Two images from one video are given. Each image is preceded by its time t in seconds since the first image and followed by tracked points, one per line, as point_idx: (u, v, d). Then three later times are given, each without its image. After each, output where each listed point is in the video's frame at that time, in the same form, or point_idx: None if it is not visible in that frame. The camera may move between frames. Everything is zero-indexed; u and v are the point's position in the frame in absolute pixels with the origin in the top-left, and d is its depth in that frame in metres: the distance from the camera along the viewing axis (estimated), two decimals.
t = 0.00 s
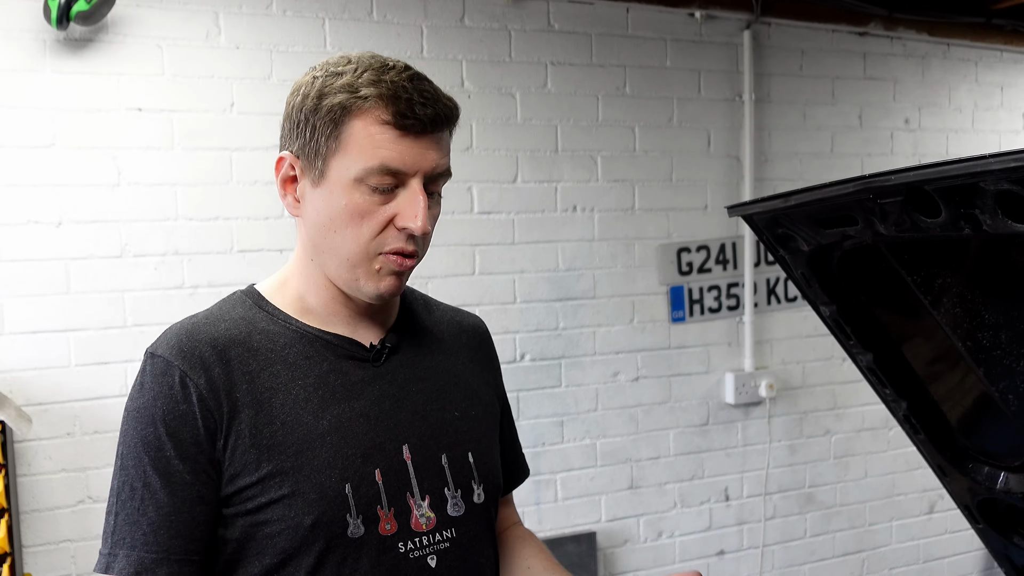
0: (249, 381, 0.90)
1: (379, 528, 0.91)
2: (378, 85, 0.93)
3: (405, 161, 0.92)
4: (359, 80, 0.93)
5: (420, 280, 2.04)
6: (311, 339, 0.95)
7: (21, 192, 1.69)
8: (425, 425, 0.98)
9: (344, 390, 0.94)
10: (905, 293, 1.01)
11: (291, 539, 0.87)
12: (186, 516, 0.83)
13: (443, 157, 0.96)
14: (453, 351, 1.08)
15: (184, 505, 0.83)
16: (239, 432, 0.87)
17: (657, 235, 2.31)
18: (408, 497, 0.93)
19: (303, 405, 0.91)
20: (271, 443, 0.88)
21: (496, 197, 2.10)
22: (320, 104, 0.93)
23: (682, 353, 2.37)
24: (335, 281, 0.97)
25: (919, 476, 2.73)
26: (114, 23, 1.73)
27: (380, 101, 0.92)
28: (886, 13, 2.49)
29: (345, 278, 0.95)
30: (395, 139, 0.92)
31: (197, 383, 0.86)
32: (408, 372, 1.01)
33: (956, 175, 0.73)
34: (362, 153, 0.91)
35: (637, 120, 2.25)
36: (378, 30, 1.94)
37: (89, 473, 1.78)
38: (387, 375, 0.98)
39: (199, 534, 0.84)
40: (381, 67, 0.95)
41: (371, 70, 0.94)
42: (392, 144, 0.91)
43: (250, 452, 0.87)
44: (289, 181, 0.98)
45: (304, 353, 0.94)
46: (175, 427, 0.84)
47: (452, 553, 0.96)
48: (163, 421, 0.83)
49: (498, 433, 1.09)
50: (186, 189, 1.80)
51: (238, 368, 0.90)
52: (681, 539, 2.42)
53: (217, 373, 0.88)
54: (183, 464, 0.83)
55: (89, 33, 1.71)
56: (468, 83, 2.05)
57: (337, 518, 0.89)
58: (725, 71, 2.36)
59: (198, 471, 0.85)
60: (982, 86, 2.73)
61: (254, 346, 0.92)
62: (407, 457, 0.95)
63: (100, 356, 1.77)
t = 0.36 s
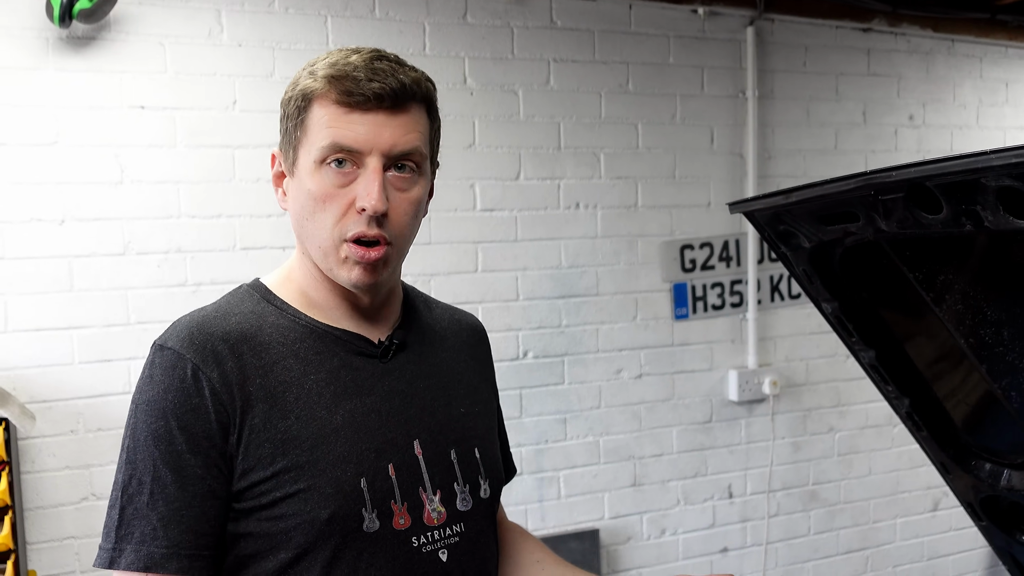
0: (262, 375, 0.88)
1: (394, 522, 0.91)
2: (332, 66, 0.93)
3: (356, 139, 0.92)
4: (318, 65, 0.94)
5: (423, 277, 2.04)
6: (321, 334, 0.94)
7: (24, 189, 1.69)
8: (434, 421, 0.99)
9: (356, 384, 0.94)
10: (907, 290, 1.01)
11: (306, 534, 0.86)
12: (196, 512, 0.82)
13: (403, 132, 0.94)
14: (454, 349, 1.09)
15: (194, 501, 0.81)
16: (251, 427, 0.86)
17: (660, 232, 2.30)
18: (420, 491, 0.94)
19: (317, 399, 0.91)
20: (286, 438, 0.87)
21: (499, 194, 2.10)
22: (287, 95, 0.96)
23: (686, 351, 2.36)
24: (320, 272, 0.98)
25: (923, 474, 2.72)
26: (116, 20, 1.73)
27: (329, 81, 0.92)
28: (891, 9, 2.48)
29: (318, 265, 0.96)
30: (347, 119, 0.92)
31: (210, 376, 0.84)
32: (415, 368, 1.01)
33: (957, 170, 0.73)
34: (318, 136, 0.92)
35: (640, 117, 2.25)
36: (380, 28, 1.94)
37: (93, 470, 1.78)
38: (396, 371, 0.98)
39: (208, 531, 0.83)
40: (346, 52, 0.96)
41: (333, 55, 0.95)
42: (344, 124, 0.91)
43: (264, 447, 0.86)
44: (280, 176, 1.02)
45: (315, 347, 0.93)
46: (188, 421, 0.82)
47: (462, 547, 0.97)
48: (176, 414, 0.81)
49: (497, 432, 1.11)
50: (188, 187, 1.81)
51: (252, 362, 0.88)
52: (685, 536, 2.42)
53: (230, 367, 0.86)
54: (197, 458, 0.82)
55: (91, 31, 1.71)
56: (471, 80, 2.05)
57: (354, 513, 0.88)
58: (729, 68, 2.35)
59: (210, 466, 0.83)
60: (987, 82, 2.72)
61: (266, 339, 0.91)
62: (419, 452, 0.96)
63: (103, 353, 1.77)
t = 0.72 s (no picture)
0: (240, 386, 0.89)
1: (379, 530, 0.91)
2: (383, 92, 0.91)
3: (412, 175, 0.91)
4: (367, 86, 0.91)
5: (426, 275, 2.05)
6: (301, 340, 0.94)
7: (28, 188, 1.70)
8: (418, 424, 0.99)
9: (336, 391, 0.94)
10: (912, 290, 1.01)
11: (290, 544, 0.87)
12: (176, 527, 0.82)
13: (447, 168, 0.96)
14: (439, 347, 1.09)
15: (174, 516, 0.82)
16: (230, 439, 0.86)
17: (663, 231, 2.30)
18: (405, 497, 0.94)
19: (297, 407, 0.91)
20: (266, 449, 0.88)
21: (502, 193, 2.10)
22: (324, 109, 0.90)
23: (689, 350, 2.36)
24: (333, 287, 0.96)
25: (928, 473, 2.72)
26: (120, 19, 1.73)
27: (391, 112, 0.90)
28: (895, 8, 2.47)
29: (338, 286, 0.94)
30: (404, 151, 0.90)
31: (187, 389, 0.85)
32: (398, 370, 1.01)
33: (962, 170, 0.73)
34: (369, 163, 0.90)
35: (643, 116, 2.25)
36: (384, 27, 1.94)
37: (98, 468, 1.79)
38: (377, 374, 0.98)
39: (188, 545, 0.84)
40: (387, 71, 0.93)
41: (379, 75, 0.92)
42: (401, 157, 0.90)
43: (245, 460, 0.87)
44: (285, 183, 0.95)
45: (295, 354, 0.93)
46: (166, 435, 0.82)
47: (450, 552, 0.97)
48: (153, 428, 0.82)
49: (486, 429, 1.09)
50: (192, 186, 1.81)
51: (230, 372, 0.89)
52: (688, 535, 2.41)
53: (207, 379, 0.87)
54: (177, 472, 0.82)
55: (95, 30, 1.72)
56: (474, 79, 2.05)
57: (338, 522, 0.89)
58: (732, 67, 2.35)
59: (189, 479, 0.83)
60: (991, 81, 2.71)
61: (245, 349, 0.91)
62: (403, 458, 0.96)
63: (108, 352, 1.78)
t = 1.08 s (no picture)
0: (199, 396, 0.87)
1: (354, 550, 0.92)
2: (434, 101, 0.88)
3: (449, 190, 0.90)
4: (415, 91, 0.88)
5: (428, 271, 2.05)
6: (275, 342, 0.93)
7: (29, 184, 1.70)
8: (398, 437, 0.99)
9: (310, 399, 0.93)
10: (916, 284, 1.00)
11: (250, 567, 0.86)
12: (110, 539, 0.82)
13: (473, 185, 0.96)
14: (420, 351, 1.11)
15: (101, 531, 0.81)
16: (182, 453, 0.85)
17: (666, 227, 2.30)
18: (384, 515, 0.95)
19: (264, 419, 0.90)
20: (223, 467, 0.86)
21: (505, 189, 2.10)
22: (366, 108, 0.87)
23: (692, 346, 2.36)
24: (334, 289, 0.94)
25: (931, 470, 2.71)
26: (122, 15, 1.73)
27: (442, 124, 0.88)
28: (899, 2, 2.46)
29: (346, 291, 0.92)
30: (447, 165, 0.89)
31: (132, 398, 0.83)
32: (378, 376, 1.01)
33: (968, 162, 0.72)
34: (409, 172, 0.87)
35: (646, 111, 2.24)
36: (386, 22, 1.94)
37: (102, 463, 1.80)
38: (356, 380, 0.98)
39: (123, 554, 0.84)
40: (432, 76, 0.90)
41: (425, 79, 0.89)
42: (444, 171, 0.89)
43: (198, 476, 0.85)
44: (298, 176, 0.90)
45: (266, 358, 0.92)
46: (105, 445, 0.81)
47: (428, 569, 0.99)
48: (91, 440, 0.82)
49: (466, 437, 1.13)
50: (194, 181, 1.81)
51: (188, 379, 0.87)
52: (690, 531, 2.41)
53: (160, 387, 0.85)
54: (110, 487, 0.81)
55: (97, 25, 1.72)
56: (477, 74, 2.04)
57: (307, 544, 0.88)
58: (735, 62, 2.34)
59: (129, 493, 0.82)
60: (995, 77, 2.70)
61: (206, 352, 0.89)
62: (382, 472, 0.96)
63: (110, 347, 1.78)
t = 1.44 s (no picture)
0: (131, 420, 0.85)
1: None
2: (391, 122, 0.88)
3: (398, 214, 0.90)
4: (372, 110, 0.87)
5: (429, 270, 2.05)
6: (209, 359, 0.92)
7: (31, 185, 1.71)
8: (341, 460, 0.97)
9: (248, 422, 0.91)
10: (913, 283, 1.01)
11: None
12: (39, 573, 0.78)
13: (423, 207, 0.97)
14: (370, 366, 1.10)
15: (31, 565, 0.78)
16: (113, 481, 0.82)
17: (666, 226, 2.30)
18: (325, 544, 0.93)
19: (199, 445, 0.88)
20: (157, 495, 0.84)
21: (505, 187, 2.10)
22: (320, 124, 0.86)
23: (692, 344, 2.37)
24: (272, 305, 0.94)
25: (931, 468, 2.72)
26: (124, 15, 1.74)
27: (397, 147, 0.88)
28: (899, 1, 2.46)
29: (286, 310, 0.92)
30: (400, 190, 0.89)
31: (60, 422, 0.80)
32: (321, 395, 1.00)
33: (965, 163, 0.73)
34: (358, 194, 0.87)
35: (646, 110, 2.25)
36: (387, 21, 1.95)
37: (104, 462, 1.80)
38: (298, 399, 0.97)
39: None
40: (393, 93, 0.90)
41: (384, 97, 0.88)
42: (396, 195, 0.89)
43: (132, 507, 0.83)
44: (242, 188, 0.88)
45: (201, 377, 0.90)
46: (31, 473, 0.78)
47: None
48: (10, 468, 0.77)
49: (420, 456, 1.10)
50: (196, 180, 1.82)
51: (118, 401, 0.85)
52: (691, 529, 2.42)
53: (89, 409, 0.83)
54: (37, 514, 0.78)
55: (99, 25, 1.72)
56: (477, 73, 2.05)
57: None
58: (735, 60, 2.35)
59: (57, 523, 0.79)
60: (995, 75, 2.71)
61: (138, 372, 0.87)
62: (323, 498, 0.94)
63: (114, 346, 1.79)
